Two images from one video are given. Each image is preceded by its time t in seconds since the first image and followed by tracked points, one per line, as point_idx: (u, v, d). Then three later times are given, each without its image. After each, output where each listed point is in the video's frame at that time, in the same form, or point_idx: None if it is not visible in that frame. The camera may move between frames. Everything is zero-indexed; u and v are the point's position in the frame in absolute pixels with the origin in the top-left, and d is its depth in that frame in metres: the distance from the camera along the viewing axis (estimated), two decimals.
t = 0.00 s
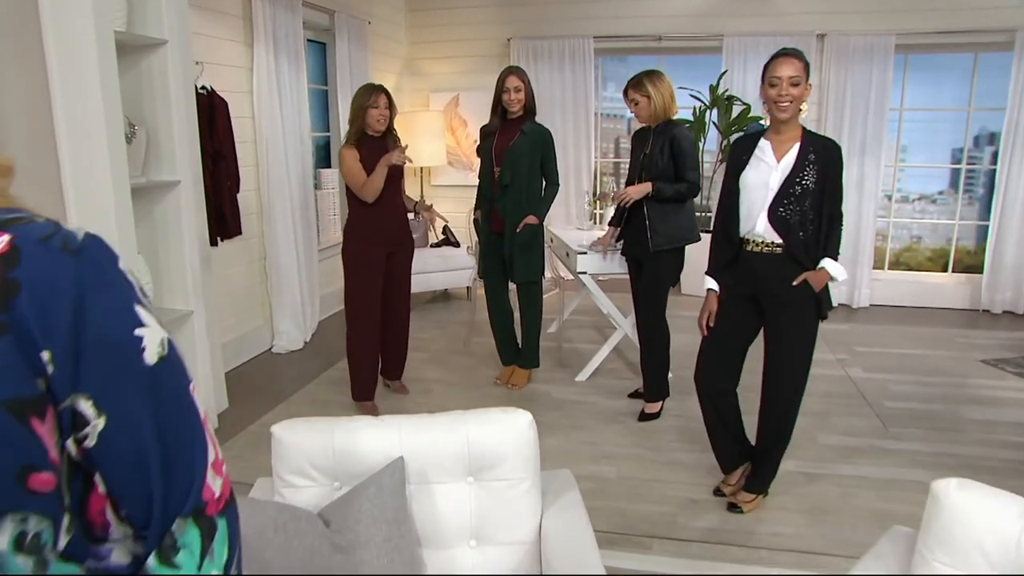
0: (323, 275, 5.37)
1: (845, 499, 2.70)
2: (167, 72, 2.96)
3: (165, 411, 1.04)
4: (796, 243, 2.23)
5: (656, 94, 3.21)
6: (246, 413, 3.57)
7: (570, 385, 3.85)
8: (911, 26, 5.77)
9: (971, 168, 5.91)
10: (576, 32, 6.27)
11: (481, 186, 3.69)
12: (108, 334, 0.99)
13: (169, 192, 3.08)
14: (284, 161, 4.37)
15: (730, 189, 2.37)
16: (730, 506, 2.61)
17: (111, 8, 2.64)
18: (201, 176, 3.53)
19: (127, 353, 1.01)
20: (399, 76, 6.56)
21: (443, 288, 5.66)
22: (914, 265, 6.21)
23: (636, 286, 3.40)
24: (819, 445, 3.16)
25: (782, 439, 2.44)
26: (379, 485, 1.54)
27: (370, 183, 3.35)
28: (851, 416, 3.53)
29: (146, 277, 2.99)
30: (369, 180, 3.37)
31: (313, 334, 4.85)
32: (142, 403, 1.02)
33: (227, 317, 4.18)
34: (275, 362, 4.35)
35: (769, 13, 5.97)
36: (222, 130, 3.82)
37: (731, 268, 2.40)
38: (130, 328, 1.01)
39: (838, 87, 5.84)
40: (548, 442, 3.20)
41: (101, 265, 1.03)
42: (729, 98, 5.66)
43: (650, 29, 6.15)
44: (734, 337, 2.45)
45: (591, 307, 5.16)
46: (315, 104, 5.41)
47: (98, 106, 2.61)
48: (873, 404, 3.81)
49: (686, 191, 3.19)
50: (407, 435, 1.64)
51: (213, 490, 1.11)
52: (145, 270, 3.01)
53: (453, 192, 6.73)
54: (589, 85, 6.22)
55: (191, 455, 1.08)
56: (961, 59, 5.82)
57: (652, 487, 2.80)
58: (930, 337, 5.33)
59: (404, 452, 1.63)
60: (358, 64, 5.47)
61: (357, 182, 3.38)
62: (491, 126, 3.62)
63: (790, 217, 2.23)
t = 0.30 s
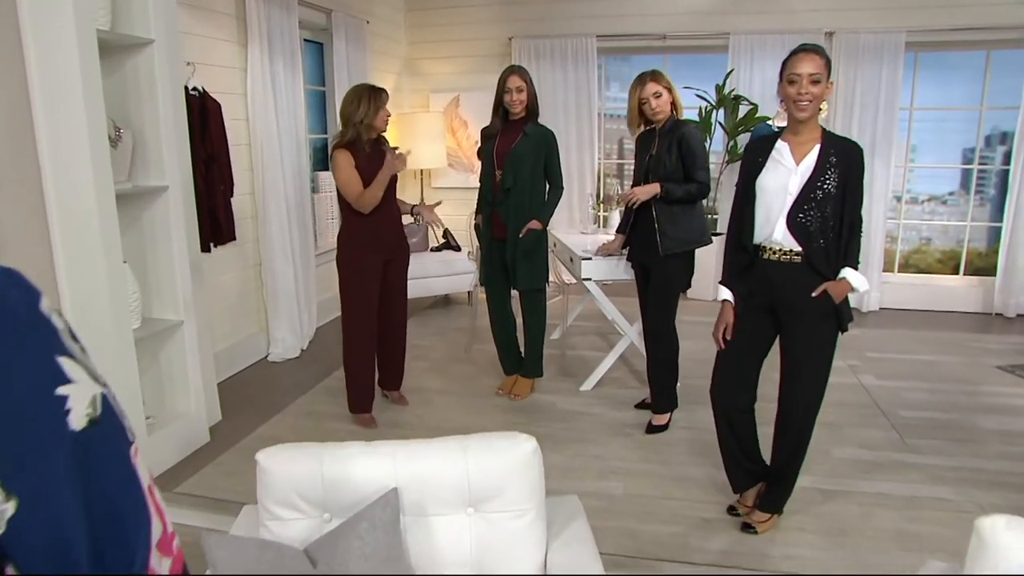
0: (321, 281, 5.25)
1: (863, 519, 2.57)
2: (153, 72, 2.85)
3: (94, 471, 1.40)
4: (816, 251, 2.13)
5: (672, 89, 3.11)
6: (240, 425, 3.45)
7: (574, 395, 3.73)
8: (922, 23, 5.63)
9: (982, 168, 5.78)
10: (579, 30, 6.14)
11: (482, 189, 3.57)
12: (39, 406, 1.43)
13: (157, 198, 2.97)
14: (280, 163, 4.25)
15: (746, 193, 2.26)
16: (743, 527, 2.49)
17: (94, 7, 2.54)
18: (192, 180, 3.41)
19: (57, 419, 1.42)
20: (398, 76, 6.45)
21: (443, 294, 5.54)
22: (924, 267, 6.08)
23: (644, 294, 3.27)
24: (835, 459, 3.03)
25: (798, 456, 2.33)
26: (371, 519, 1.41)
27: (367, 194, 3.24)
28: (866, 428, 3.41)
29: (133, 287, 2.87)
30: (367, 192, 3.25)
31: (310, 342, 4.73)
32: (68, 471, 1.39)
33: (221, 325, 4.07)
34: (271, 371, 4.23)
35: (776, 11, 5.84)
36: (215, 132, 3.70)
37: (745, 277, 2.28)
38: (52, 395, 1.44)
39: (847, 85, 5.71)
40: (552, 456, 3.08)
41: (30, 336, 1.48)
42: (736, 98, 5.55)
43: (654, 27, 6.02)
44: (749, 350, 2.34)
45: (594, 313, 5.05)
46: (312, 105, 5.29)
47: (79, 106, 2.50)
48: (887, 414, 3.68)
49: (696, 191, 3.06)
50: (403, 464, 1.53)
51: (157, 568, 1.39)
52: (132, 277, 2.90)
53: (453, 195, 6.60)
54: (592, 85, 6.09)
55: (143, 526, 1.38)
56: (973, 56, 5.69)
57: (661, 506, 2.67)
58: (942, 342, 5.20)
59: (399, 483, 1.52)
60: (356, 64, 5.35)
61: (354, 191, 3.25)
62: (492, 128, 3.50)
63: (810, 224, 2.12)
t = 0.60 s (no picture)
0: (315, 285, 5.13)
1: (877, 533, 2.48)
2: (138, 70, 2.75)
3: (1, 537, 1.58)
4: (833, 259, 2.09)
5: (679, 88, 3.00)
6: (232, 435, 3.35)
7: (575, 403, 3.63)
8: (926, 20, 5.54)
9: (987, 168, 5.69)
10: (577, 29, 6.05)
11: (478, 192, 3.48)
12: None
13: (144, 202, 2.87)
14: (272, 164, 4.14)
15: (758, 199, 2.20)
16: (753, 544, 2.39)
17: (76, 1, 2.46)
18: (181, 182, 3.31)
19: None
20: (394, 76, 6.34)
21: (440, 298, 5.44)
22: (927, 269, 6.00)
23: (647, 300, 3.18)
24: (844, 470, 2.94)
25: (811, 471, 2.25)
26: (364, 549, 1.31)
27: (365, 202, 3.14)
28: (875, 436, 3.31)
29: (118, 293, 2.77)
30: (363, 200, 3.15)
31: (305, 347, 4.63)
32: None
33: (212, 331, 3.96)
34: (264, 378, 4.13)
35: (778, 9, 5.75)
36: (205, 133, 3.60)
37: (758, 287, 2.23)
38: None
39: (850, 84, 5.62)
40: (554, 467, 2.98)
41: None
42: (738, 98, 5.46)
43: (654, 26, 5.93)
44: (760, 362, 2.27)
45: (594, 317, 4.95)
46: (307, 105, 5.19)
47: (61, 108, 2.41)
48: (896, 421, 3.59)
49: (704, 196, 2.98)
50: (397, 488, 1.44)
51: None
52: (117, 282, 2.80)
53: (450, 196, 6.50)
54: (591, 85, 6.00)
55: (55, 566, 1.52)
56: (978, 55, 5.60)
57: (668, 521, 2.58)
58: (948, 345, 5.11)
59: (394, 509, 1.42)
60: (351, 64, 5.25)
61: (351, 199, 3.15)
62: (488, 129, 3.40)
63: (827, 231, 2.08)
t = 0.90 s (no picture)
0: (307, 287, 5.04)
1: (885, 544, 2.41)
2: (122, 66, 2.66)
3: None
4: (845, 263, 2.03)
5: (682, 87, 2.92)
6: (222, 442, 3.26)
7: (573, 409, 3.56)
8: (925, 20, 5.49)
9: (985, 169, 5.65)
10: (573, 28, 5.97)
11: (468, 192, 3.38)
12: None
13: (129, 203, 2.78)
14: (263, 163, 4.05)
15: (765, 201, 2.13)
16: (759, 555, 2.31)
17: None
18: (167, 184, 3.21)
19: None
20: (386, 75, 6.25)
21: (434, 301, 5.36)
22: (924, 270, 5.95)
23: (646, 303, 3.10)
24: (848, 478, 2.87)
25: (819, 482, 2.18)
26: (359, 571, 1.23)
27: (357, 205, 3.05)
28: (878, 442, 3.25)
29: (101, 296, 2.67)
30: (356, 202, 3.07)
31: (297, 351, 4.54)
32: None
33: (200, 335, 3.87)
34: (255, 382, 4.03)
35: (775, 8, 5.69)
36: (194, 132, 3.50)
37: (765, 292, 2.16)
38: None
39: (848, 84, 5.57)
40: (553, 475, 2.91)
41: None
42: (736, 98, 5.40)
43: (651, 25, 5.86)
44: (767, 369, 2.20)
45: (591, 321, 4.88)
46: (297, 104, 5.09)
47: (40, 106, 2.32)
48: (898, 426, 3.53)
49: (705, 198, 2.91)
50: (394, 509, 1.36)
51: None
52: (101, 285, 2.70)
53: (444, 196, 6.42)
54: (586, 84, 5.93)
55: None
56: (976, 55, 5.56)
57: (671, 532, 2.51)
58: (947, 347, 5.06)
59: (389, 531, 1.35)
60: (343, 62, 5.16)
61: (343, 201, 3.07)
62: (479, 126, 3.31)
63: (839, 234, 2.02)
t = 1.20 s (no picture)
0: (304, 288, 4.99)
1: (892, 552, 2.36)
2: (115, 65, 2.61)
3: None
4: (850, 266, 1.98)
5: (685, 86, 2.86)
6: (217, 447, 3.20)
7: (573, 412, 3.51)
8: (927, 19, 5.45)
9: (987, 169, 5.60)
10: (573, 27, 5.92)
11: (464, 192, 3.33)
12: None
13: (121, 204, 2.72)
14: (258, 162, 4.00)
15: (770, 202, 2.09)
16: (764, 564, 2.26)
17: None
18: (161, 184, 3.16)
19: None
20: (385, 74, 6.20)
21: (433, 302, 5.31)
22: (925, 271, 5.90)
23: (647, 305, 3.05)
24: (853, 483, 2.82)
25: (825, 489, 2.13)
26: None
27: (350, 206, 3.00)
28: (883, 447, 3.20)
29: (92, 299, 2.61)
30: (349, 203, 3.02)
31: (293, 353, 4.49)
32: None
33: (195, 338, 3.82)
34: (250, 385, 3.98)
35: (777, 7, 5.64)
36: (188, 132, 3.45)
37: (769, 294, 2.11)
38: None
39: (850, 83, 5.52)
40: (553, 480, 2.86)
41: None
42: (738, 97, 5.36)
43: (651, 24, 5.81)
44: (772, 375, 2.14)
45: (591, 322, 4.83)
46: (294, 104, 5.04)
47: (29, 106, 2.27)
48: (903, 430, 3.48)
49: (706, 201, 2.86)
50: (390, 522, 1.32)
51: None
52: (92, 290, 2.65)
53: (442, 197, 6.37)
54: (586, 84, 5.88)
55: None
56: (979, 54, 5.52)
57: (673, 539, 2.45)
58: (950, 349, 5.01)
59: (386, 545, 1.31)
60: (341, 61, 5.11)
61: (337, 201, 3.02)
62: (477, 126, 3.26)
63: (843, 236, 1.97)
